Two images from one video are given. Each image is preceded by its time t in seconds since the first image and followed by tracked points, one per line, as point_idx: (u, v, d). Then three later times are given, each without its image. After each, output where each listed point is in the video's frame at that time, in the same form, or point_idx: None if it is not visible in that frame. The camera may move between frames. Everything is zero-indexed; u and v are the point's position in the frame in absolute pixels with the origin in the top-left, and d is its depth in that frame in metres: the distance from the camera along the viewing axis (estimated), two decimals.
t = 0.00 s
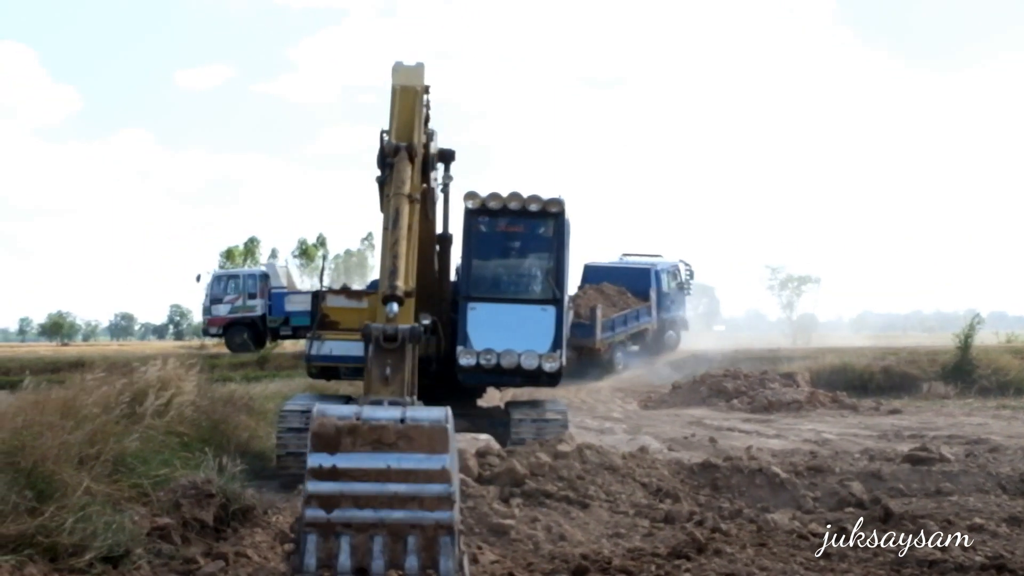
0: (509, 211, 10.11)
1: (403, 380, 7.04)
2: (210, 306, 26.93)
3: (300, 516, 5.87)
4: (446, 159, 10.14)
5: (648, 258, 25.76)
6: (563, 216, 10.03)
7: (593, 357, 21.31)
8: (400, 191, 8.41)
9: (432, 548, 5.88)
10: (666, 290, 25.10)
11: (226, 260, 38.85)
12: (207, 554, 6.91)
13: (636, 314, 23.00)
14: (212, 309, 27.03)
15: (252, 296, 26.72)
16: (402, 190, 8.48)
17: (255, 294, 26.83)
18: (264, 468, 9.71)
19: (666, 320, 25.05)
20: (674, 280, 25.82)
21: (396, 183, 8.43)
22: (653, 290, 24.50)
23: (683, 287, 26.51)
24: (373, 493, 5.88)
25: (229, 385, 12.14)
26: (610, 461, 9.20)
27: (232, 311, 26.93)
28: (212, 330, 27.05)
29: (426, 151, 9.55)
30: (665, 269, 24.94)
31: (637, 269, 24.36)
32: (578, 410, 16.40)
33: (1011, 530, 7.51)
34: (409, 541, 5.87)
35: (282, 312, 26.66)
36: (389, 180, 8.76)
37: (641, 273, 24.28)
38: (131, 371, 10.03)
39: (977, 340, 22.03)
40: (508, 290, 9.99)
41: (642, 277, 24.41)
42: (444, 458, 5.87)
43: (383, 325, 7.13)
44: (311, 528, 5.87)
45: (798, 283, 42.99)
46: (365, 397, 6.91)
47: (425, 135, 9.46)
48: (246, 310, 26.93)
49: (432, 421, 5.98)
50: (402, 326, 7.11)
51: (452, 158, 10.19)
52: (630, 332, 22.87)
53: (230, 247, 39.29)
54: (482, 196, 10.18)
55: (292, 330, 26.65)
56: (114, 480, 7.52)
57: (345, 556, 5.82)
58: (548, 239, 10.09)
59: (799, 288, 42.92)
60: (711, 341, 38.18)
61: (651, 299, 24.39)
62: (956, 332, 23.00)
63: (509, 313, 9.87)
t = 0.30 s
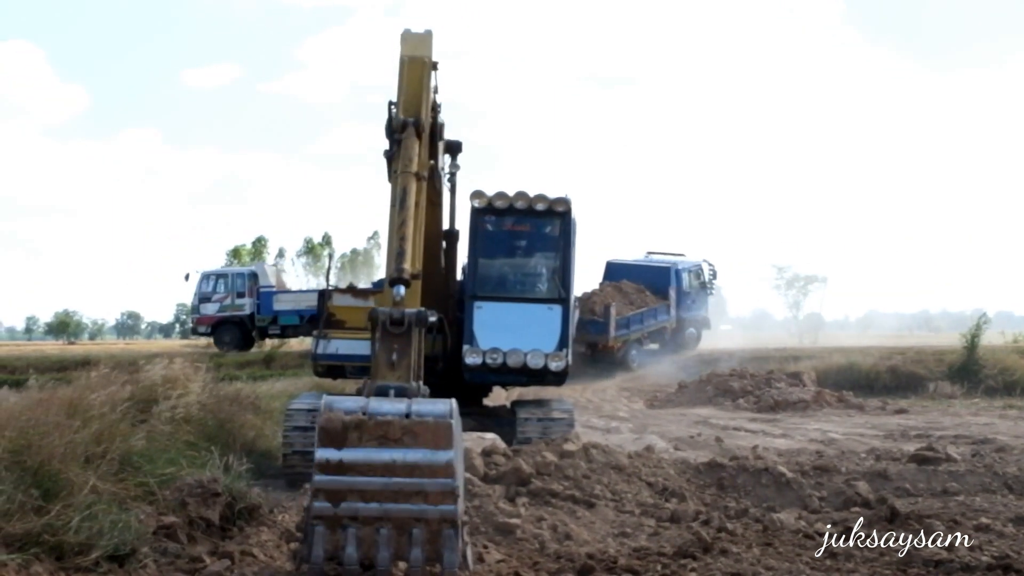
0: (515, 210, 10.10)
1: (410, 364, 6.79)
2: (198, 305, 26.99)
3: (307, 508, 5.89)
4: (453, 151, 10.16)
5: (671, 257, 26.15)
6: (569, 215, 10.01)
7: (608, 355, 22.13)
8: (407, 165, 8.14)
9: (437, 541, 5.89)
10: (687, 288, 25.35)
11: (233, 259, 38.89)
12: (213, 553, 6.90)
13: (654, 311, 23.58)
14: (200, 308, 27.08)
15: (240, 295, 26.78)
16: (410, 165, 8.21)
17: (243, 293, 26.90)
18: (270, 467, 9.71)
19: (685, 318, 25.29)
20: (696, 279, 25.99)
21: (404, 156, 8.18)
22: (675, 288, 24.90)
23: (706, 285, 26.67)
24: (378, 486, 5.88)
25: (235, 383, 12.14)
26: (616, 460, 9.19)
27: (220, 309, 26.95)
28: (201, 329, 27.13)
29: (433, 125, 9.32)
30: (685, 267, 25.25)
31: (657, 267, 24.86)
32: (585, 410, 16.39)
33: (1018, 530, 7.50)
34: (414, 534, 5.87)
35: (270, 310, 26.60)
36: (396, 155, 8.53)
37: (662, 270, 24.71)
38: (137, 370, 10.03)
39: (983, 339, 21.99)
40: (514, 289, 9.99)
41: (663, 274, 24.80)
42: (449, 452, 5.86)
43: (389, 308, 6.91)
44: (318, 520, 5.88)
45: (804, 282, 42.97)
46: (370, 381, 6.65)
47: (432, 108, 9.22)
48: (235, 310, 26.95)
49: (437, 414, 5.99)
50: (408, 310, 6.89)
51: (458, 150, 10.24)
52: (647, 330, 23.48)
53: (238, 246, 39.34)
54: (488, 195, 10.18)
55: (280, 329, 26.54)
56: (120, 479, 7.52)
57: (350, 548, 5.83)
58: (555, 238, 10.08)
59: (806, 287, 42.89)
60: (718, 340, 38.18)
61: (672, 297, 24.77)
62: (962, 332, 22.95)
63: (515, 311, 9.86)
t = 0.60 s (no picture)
0: (515, 209, 10.07)
1: (409, 350, 6.73)
2: (185, 304, 26.90)
3: (306, 504, 5.91)
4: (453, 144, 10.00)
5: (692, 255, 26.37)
6: (569, 214, 9.99)
7: (618, 351, 22.89)
8: (405, 148, 7.57)
9: (434, 534, 5.94)
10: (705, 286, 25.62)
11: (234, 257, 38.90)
12: (214, 552, 6.90)
13: (668, 309, 24.01)
14: (186, 307, 26.98)
15: (227, 294, 26.66)
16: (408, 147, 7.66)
17: (230, 292, 26.80)
18: (271, 466, 9.70)
19: (701, 317, 25.46)
20: (715, 279, 26.09)
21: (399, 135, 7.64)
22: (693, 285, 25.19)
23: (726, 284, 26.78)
24: (377, 483, 5.88)
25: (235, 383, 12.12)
26: (617, 459, 9.18)
27: (207, 309, 26.83)
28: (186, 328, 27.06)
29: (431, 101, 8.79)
30: (704, 267, 25.45)
31: (675, 265, 25.24)
32: (585, 409, 16.37)
33: (1019, 529, 7.49)
34: (413, 529, 5.93)
35: (257, 310, 26.53)
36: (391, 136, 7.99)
37: (679, 268, 25.08)
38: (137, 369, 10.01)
39: (985, 339, 21.98)
40: (515, 289, 9.98)
41: (680, 273, 25.15)
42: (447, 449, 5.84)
43: (387, 294, 6.82)
44: (318, 515, 5.94)
45: (805, 281, 42.98)
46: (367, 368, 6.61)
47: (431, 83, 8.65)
48: (221, 310, 26.82)
49: (434, 411, 5.96)
50: (406, 296, 6.80)
51: (459, 143, 10.06)
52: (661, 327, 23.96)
53: (239, 245, 39.36)
54: (489, 194, 10.15)
55: (266, 328, 26.47)
56: (121, 478, 7.51)
57: (351, 541, 5.89)
58: (555, 238, 10.06)
59: (807, 286, 42.88)
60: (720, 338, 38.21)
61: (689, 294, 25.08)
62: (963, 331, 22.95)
63: (515, 310, 9.86)
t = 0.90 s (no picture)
0: (513, 207, 10.06)
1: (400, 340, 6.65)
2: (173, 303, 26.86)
3: (299, 503, 6.04)
4: (451, 138, 9.91)
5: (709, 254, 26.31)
6: (568, 212, 9.99)
7: (626, 347, 23.14)
8: (397, 133, 7.45)
9: (423, 533, 6.07)
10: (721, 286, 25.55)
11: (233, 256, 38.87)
12: (213, 550, 6.91)
13: (678, 308, 24.12)
14: (175, 306, 26.92)
15: (215, 292, 26.58)
16: (400, 132, 7.51)
17: (218, 290, 26.67)
18: (270, 464, 9.71)
19: (715, 316, 25.36)
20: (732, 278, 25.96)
21: (391, 123, 7.52)
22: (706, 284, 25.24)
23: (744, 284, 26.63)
24: (367, 485, 5.97)
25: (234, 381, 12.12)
26: (616, 458, 9.19)
27: (194, 307, 26.76)
28: (175, 327, 26.92)
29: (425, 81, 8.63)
30: (717, 266, 25.39)
31: (689, 264, 25.29)
32: (584, 407, 16.36)
33: (1017, 528, 7.49)
34: (403, 530, 6.05)
35: (245, 308, 26.70)
36: (382, 120, 7.83)
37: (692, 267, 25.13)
38: (135, 366, 10.01)
39: (984, 339, 21.99)
40: (513, 287, 9.98)
41: (693, 271, 25.21)
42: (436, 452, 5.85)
43: (378, 284, 6.70)
44: (310, 514, 6.06)
45: (803, 280, 43.00)
46: (359, 358, 6.53)
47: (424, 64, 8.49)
48: (210, 308, 26.72)
49: (423, 412, 5.91)
50: (397, 286, 6.68)
51: (456, 137, 9.95)
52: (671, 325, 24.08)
53: (237, 243, 39.32)
54: (487, 192, 10.14)
55: (255, 326, 26.69)
56: (120, 475, 7.50)
57: (342, 541, 6.01)
58: (553, 236, 10.05)
59: (806, 285, 42.91)
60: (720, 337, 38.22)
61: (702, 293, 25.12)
62: (962, 330, 22.94)
63: (513, 309, 9.87)
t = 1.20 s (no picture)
0: (511, 205, 10.06)
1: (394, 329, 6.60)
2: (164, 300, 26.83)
3: (295, 496, 6.12)
4: (449, 130, 9.68)
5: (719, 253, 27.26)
6: (566, 210, 9.99)
7: (632, 338, 23.28)
8: (392, 118, 7.24)
9: (417, 525, 6.09)
10: (732, 283, 26.50)
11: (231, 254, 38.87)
12: (211, 548, 6.90)
13: (689, 302, 24.87)
14: (167, 303, 26.88)
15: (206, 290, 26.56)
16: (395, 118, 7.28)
17: (210, 288, 26.66)
18: (269, 462, 9.71)
19: (726, 311, 26.26)
20: (745, 275, 26.97)
21: (386, 109, 7.26)
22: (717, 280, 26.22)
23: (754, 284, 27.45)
24: (361, 480, 6.02)
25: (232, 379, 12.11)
26: (614, 456, 9.18)
27: (186, 305, 26.74)
28: (167, 325, 26.85)
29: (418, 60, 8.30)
30: (729, 263, 26.43)
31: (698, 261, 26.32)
32: (583, 405, 16.37)
33: (1016, 526, 7.49)
34: (398, 523, 6.09)
35: (236, 305, 26.70)
36: (375, 102, 7.52)
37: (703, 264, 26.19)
38: (133, 364, 10.01)
39: (983, 336, 22.01)
40: (511, 284, 9.98)
41: (703, 268, 26.26)
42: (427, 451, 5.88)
43: (371, 273, 6.62)
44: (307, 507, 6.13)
45: (801, 279, 43.05)
46: (354, 346, 6.48)
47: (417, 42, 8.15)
48: (200, 305, 26.74)
49: (416, 412, 5.93)
50: (390, 275, 6.61)
51: (454, 130, 9.72)
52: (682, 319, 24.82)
53: (234, 241, 39.31)
54: (484, 190, 10.14)
55: (247, 324, 26.70)
56: (118, 474, 7.49)
57: (336, 533, 6.08)
58: (551, 234, 10.04)
59: (804, 283, 42.96)
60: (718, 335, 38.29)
61: (713, 289, 26.09)
62: (960, 328, 22.96)
63: (511, 307, 9.87)
